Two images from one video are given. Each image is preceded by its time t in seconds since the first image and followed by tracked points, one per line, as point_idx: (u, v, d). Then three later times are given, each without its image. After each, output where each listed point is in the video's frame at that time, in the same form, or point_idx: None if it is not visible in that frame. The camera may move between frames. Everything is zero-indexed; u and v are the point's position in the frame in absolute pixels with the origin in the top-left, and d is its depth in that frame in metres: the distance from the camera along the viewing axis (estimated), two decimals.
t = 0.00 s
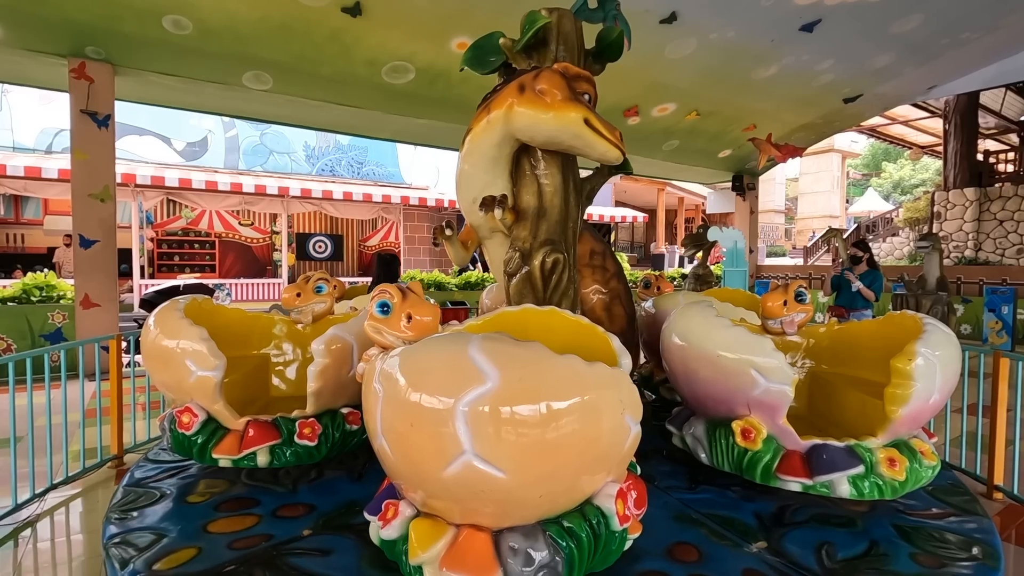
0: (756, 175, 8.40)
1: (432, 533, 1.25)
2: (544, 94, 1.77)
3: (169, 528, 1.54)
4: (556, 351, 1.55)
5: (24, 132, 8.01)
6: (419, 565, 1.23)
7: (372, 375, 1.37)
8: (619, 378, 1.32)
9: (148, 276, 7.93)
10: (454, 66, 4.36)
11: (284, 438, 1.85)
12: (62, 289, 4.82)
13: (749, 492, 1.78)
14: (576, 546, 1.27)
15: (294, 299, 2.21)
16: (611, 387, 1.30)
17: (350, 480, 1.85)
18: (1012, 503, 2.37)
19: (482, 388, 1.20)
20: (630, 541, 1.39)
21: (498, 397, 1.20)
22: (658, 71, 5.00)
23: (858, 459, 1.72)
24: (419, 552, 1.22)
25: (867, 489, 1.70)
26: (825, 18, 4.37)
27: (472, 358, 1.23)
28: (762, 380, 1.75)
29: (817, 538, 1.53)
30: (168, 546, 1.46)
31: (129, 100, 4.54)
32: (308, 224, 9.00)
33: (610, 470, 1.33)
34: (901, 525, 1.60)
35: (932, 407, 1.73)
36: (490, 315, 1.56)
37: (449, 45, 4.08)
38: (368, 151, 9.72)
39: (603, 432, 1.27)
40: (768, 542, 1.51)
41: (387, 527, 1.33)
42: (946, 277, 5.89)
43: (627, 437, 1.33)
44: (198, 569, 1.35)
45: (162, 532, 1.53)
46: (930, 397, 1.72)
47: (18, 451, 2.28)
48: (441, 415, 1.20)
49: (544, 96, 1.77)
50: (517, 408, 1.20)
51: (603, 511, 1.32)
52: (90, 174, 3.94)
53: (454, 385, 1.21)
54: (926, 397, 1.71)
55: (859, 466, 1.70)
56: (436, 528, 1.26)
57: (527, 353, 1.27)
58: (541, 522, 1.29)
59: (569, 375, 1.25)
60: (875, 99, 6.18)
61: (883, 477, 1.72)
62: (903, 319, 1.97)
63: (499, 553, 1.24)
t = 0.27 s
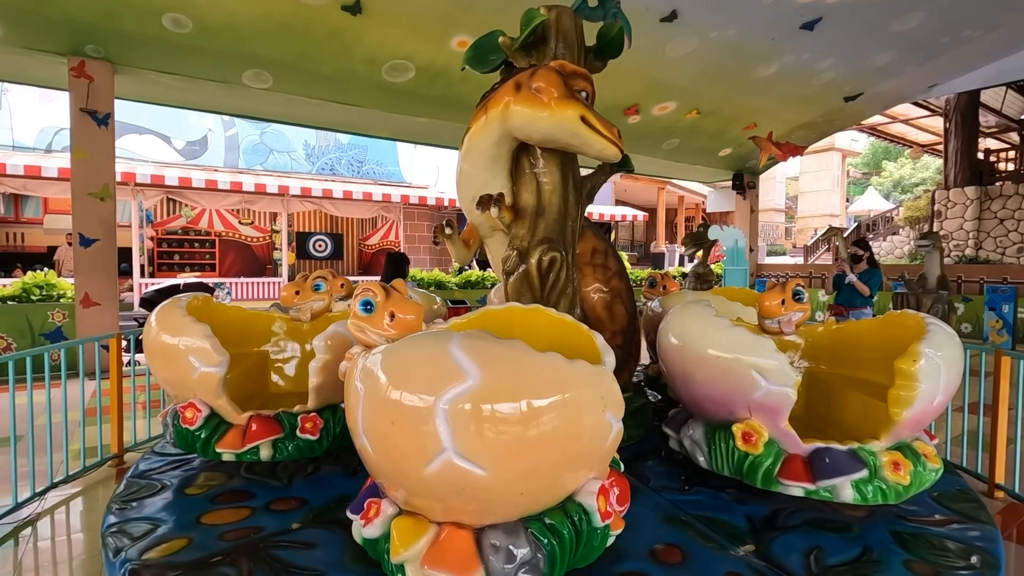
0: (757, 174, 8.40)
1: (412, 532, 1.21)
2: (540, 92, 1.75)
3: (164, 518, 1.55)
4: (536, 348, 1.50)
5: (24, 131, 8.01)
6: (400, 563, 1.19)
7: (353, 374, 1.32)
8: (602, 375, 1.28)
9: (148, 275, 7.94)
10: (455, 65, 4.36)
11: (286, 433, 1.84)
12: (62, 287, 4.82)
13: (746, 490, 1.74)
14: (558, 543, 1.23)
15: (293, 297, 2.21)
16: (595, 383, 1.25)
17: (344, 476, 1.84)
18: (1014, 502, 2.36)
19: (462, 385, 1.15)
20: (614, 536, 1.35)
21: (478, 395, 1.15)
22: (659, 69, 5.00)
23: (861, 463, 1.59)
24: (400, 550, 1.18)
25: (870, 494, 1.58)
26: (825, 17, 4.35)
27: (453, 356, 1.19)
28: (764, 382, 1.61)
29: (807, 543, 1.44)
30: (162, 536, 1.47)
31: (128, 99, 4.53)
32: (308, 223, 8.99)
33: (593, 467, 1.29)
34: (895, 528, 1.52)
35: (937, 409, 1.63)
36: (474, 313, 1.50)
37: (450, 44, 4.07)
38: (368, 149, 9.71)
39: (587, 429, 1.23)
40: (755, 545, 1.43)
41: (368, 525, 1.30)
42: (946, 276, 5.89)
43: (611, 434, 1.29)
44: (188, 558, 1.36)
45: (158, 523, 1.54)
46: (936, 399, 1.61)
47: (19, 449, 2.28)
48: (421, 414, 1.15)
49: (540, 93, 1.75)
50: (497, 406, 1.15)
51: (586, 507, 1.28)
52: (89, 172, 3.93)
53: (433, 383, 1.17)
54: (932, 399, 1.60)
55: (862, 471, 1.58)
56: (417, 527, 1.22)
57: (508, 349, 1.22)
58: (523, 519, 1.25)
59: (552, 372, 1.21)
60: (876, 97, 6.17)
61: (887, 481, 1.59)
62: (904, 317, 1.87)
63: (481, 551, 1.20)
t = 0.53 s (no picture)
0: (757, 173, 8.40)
1: (395, 530, 1.20)
2: (537, 91, 1.75)
3: (162, 509, 1.58)
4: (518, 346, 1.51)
5: (25, 130, 8.01)
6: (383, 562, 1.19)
7: (337, 373, 1.31)
8: (586, 373, 1.27)
9: (149, 275, 7.94)
10: (455, 64, 4.36)
11: (289, 427, 1.89)
12: (63, 287, 4.82)
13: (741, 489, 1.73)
14: (541, 540, 1.23)
15: (293, 296, 2.20)
16: (578, 381, 1.24)
17: (340, 472, 1.84)
18: (1015, 501, 2.36)
19: (444, 384, 1.15)
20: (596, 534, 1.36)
21: (461, 394, 1.15)
22: (660, 68, 4.99)
23: (864, 467, 1.56)
24: (383, 549, 1.17)
25: (872, 499, 1.56)
26: (827, 15, 4.35)
27: (436, 355, 1.18)
28: (764, 385, 1.59)
29: (797, 547, 1.42)
30: (159, 526, 1.49)
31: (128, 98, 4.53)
32: (308, 222, 8.99)
33: (576, 464, 1.28)
34: (887, 531, 1.49)
35: (939, 412, 1.61)
36: (460, 313, 1.50)
37: (450, 43, 4.07)
38: (369, 148, 9.71)
39: (569, 427, 1.22)
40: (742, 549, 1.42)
41: (352, 524, 1.28)
42: (946, 275, 5.88)
43: (594, 432, 1.28)
44: (181, 548, 1.38)
45: (155, 514, 1.57)
46: (938, 401, 1.59)
47: (19, 449, 2.28)
48: (403, 413, 1.15)
49: (536, 92, 1.75)
50: (480, 405, 1.15)
51: (569, 505, 1.27)
52: (90, 171, 3.93)
53: (416, 382, 1.16)
54: (933, 402, 1.59)
55: (865, 475, 1.55)
56: (400, 525, 1.21)
57: (491, 348, 1.22)
58: (506, 516, 1.24)
59: (534, 370, 1.20)
60: (877, 97, 6.17)
61: (890, 485, 1.57)
62: (903, 319, 1.85)
63: (464, 549, 1.19)
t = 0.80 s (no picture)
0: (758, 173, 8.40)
1: (379, 528, 1.20)
2: (534, 91, 1.75)
3: (161, 501, 1.62)
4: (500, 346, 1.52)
5: (25, 130, 8.00)
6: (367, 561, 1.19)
7: (319, 372, 1.29)
8: (568, 372, 1.27)
9: (149, 274, 7.93)
10: (456, 64, 4.35)
11: (293, 423, 1.94)
12: (63, 286, 4.82)
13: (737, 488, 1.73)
14: (524, 537, 1.23)
15: (294, 295, 2.22)
16: (560, 381, 1.24)
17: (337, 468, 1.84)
18: (1016, 501, 2.36)
19: (426, 383, 1.14)
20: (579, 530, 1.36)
21: (443, 393, 1.14)
22: (660, 68, 4.99)
23: (864, 473, 1.53)
24: (366, 548, 1.17)
25: (872, 504, 1.52)
26: (827, 15, 4.34)
27: (418, 354, 1.18)
28: (762, 388, 1.54)
29: (784, 553, 1.39)
30: (156, 518, 1.53)
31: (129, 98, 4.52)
32: (308, 222, 8.98)
33: (558, 462, 1.28)
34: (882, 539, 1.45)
35: (941, 415, 1.56)
36: (445, 313, 1.52)
37: (451, 42, 4.06)
38: (369, 148, 9.71)
39: (550, 426, 1.21)
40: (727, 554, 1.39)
41: (335, 523, 1.27)
42: (947, 275, 5.88)
43: (575, 430, 1.28)
44: (174, 539, 1.41)
45: (154, 506, 1.60)
46: (941, 405, 1.54)
47: (20, 449, 2.28)
48: (386, 412, 1.14)
49: (533, 92, 1.76)
50: (462, 404, 1.14)
51: (551, 502, 1.27)
52: (91, 171, 3.93)
53: (398, 381, 1.16)
54: (935, 405, 1.53)
55: (865, 481, 1.51)
56: (384, 523, 1.21)
57: (473, 348, 1.21)
58: (489, 514, 1.24)
59: (516, 370, 1.20)
60: (877, 96, 6.17)
61: (891, 491, 1.53)
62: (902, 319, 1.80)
63: (447, 546, 1.19)
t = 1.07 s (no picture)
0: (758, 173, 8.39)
1: (363, 526, 1.19)
2: (531, 92, 1.76)
3: (161, 494, 1.65)
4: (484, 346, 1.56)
5: (26, 130, 8.01)
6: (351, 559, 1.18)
7: (304, 372, 1.29)
8: (550, 370, 1.27)
9: (150, 275, 7.94)
10: (456, 64, 4.35)
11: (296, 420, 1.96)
12: (64, 287, 4.81)
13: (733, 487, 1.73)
14: (507, 534, 1.23)
15: (296, 295, 2.21)
16: (543, 379, 1.24)
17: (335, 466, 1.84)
18: (1018, 502, 2.36)
19: (408, 382, 1.14)
20: (562, 527, 1.36)
21: (426, 392, 1.14)
22: (661, 68, 4.98)
23: (865, 479, 1.49)
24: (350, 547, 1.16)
25: (873, 511, 1.49)
26: (828, 15, 4.34)
27: (401, 354, 1.18)
28: (760, 393, 1.50)
29: (771, 558, 1.35)
30: (156, 510, 1.57)
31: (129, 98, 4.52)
32: (309, 222, 8.99)
33: (541, 459, 1.27)
34: (872, 545, 1.42)
35: (940, 420, 1.54)
36: (430, 313, 1.56)
37: (451, 43, 4.06)
38: (370, 149, 9.72)
39: (532, 423, 1.21)
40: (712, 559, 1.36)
41: (320, 523, 1.27)
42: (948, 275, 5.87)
43: (558, 428, 1.28)
44: (169, 532, 1.44)
45: (154, 498, 1.64)
46: (940, 409, 1.52)
47: (22, 449, 2.28)
48: (368, 411, 1.14)
49: (529, 93, 1.76)
50: (444, 403, 1.14)
51: (534, 499, 1.27)
52: (91, 172, 3.93)
53: (381, 380, 1.15)
54: (936, 409, 1.51)
55: (866, 488, 1.48)
56: (368, 521, 1.20)
57: (456, 347, 1.21)
58: (472, 512, 1.23)
59: (498, 368, 1.20)
60: (878, 96, 6.17)
61: (891, 497, 1.50)
62: (900, 321, 1.77)
63: (430, 544, 1.18)
